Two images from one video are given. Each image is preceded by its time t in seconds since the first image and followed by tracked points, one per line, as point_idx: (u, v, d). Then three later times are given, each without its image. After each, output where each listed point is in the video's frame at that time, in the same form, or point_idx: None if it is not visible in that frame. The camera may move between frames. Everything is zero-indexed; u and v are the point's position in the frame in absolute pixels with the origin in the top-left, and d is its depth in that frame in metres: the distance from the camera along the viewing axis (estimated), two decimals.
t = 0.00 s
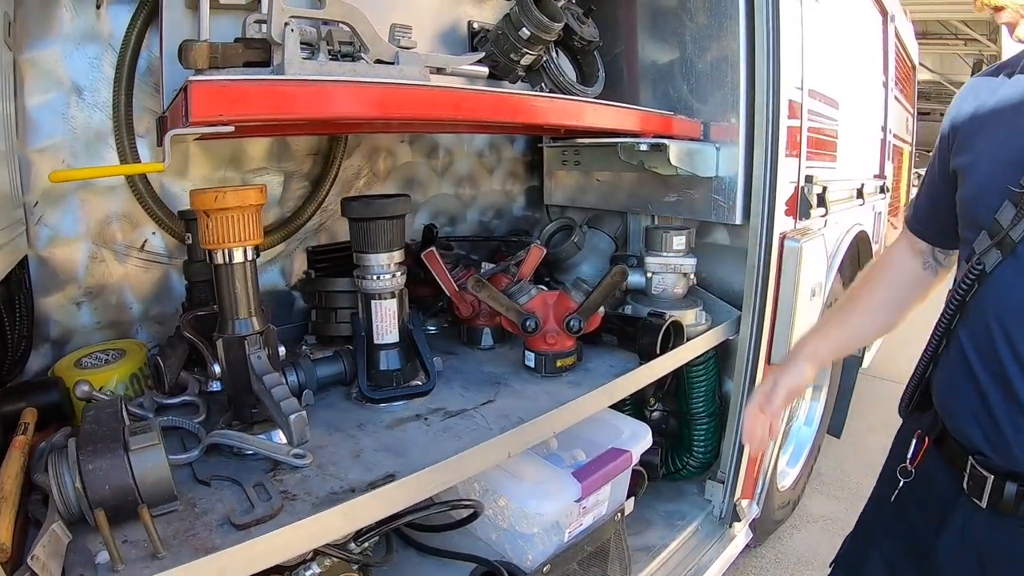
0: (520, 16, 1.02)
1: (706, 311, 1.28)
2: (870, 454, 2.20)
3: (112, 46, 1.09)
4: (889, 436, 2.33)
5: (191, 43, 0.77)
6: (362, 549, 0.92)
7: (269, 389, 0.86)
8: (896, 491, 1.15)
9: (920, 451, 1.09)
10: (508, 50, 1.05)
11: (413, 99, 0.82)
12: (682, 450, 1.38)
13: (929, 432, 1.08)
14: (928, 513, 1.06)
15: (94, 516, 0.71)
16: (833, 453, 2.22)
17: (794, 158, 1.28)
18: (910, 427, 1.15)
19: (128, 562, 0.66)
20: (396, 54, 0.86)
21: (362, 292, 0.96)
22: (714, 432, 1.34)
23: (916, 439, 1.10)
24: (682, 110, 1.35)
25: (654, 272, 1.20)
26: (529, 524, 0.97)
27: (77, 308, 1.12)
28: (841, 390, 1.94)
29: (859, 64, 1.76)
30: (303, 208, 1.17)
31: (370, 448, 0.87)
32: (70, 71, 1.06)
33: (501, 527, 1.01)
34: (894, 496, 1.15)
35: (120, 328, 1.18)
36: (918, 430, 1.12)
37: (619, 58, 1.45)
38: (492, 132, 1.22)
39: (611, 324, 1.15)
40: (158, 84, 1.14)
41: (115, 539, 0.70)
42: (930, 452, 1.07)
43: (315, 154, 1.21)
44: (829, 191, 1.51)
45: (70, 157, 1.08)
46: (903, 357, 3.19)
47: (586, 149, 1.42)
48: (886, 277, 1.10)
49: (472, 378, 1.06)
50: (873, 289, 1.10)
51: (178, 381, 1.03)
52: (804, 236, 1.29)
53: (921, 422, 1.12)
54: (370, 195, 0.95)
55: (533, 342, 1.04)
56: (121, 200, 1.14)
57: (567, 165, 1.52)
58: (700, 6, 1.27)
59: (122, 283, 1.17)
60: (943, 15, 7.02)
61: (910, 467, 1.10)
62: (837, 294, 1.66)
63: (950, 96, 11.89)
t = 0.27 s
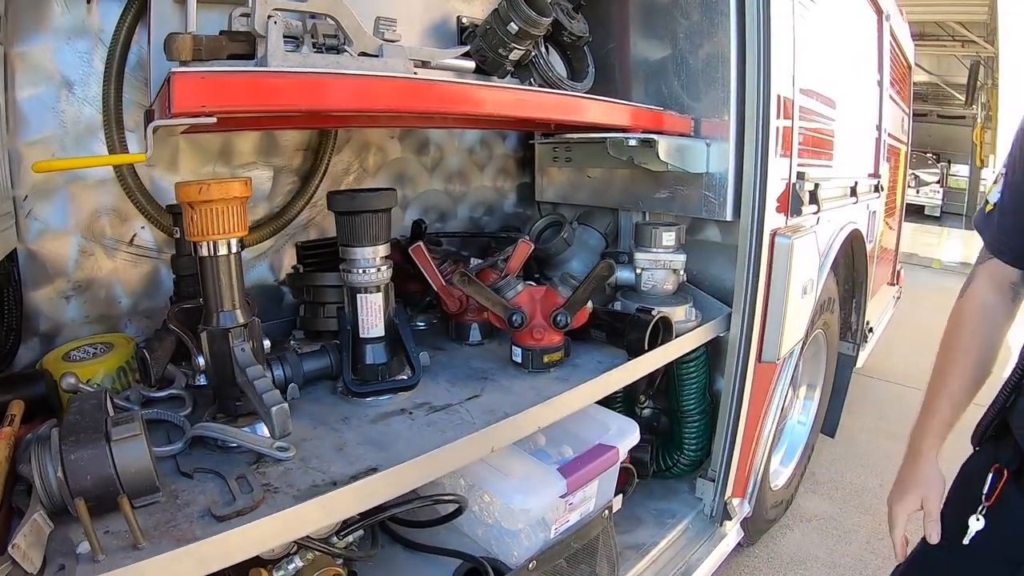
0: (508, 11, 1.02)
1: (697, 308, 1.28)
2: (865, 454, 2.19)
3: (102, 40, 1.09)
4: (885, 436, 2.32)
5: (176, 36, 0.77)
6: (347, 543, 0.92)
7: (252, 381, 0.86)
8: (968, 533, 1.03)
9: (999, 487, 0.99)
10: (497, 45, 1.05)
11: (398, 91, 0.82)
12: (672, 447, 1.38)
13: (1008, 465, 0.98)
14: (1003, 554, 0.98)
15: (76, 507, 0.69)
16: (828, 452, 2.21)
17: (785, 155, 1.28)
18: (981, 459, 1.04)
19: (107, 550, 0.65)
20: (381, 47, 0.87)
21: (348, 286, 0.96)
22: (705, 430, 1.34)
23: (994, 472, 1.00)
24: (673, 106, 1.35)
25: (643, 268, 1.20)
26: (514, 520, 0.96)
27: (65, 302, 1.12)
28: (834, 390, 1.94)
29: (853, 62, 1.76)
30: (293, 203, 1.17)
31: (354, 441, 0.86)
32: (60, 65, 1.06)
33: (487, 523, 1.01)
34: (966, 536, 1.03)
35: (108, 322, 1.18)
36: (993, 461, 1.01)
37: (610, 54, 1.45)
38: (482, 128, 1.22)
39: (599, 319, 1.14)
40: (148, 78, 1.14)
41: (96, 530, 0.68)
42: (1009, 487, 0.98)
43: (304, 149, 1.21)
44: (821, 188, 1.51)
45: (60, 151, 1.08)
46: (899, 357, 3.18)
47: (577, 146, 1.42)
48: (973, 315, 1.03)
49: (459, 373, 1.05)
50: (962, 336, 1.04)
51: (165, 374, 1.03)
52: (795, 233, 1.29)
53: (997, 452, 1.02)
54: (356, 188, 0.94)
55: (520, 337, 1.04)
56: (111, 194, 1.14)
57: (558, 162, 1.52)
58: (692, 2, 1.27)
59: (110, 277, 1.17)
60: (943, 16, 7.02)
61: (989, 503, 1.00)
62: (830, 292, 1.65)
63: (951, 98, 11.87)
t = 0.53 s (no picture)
0: (497, 14, 1.03)
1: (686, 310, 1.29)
2: (860, 457, 2.19)
3: (98, 42, 1.11)
4: (880, 439, 2.32)
5: (168, 40, 0.78)
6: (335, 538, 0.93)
7: (242, 378, 0.87)
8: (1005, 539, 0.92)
9: None
10: (486, 48, 1.06)
11: (387, 95, 0.83)
12: (662, 448, 1.39)
13: None
14: None
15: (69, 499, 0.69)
16: (823, 455, 2.21)
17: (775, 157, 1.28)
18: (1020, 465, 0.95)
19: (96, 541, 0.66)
20: (368, 51, 0.88)
21: (337, 285, 0.97)
22: (693, 431, 1.35)
23: None
24: (664, 109, 1.36)
25: (632, 269, 1.21)
26: (499, 518, 0.97)
27: (61, 299, 1.14)
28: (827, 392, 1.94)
29: (847, 66, 1.77)
30: (287, 203, 1.19)
31: (341, 438, 0.87)
32: (57, 66, 1.08)
33: (473, 520, 1.02)
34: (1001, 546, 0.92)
35: (103, 320, 1.19)
36: None
37: (603, 57, 1.46)
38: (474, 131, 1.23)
39: (587, 320, 1.15)
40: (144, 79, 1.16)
41: (87, 521, 0.69)
42: None
43: (297, 149, 1.23)
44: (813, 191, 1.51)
45: (56, 151, 1.10)
46: (896, 360, 3.18)
47: (569, 148, 1.44)
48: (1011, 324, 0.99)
49: (448, 372, 1.06)
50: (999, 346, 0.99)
51: (158, 371, 1.04)
52: (785, 236, 1.29)
53: None
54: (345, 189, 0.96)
55: (508, 337, 1.05)
56: (106, 193, 1.16)
57: (551, 164, 1.53)
58: (684, 6, 1.28)
59: (106, 275, 1.18)
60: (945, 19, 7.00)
61: None
62: (823, 295, 1.66)
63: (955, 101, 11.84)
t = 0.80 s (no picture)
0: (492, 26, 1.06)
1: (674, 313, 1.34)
2: (852, 462, 2.21)
3: (108, 47, 1.15)
4: (872, 444, 2.34)
5: (178, 52, 0.83)
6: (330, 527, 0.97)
7: (243, 371, 0.91)
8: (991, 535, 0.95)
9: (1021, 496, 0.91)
10: (482, 59, 1.10)
11: (384, 105, 0.87)
12: (650, 449, 1.42)
13: None
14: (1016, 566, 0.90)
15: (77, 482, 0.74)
16: (814, 459, 2.24)
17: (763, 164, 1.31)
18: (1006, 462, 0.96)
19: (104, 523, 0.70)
20: (366, 63, 0.92)
21: (336, 284, 1.01)
22: (681, 432, 1.38)
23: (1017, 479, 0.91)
24: (656, 117, 1.39)
25: (621, 273, 1.24)
26: (486, 510, 1.01)
27: (69, 294, 1.18)
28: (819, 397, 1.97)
29: (841, 75, 1.79)
30: (289, 204, 1.23)
31: (336, 430, 0.91)
32: (68, 71, 1.12)
33: (462, 513, 1.06)
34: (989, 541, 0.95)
35: (109, 315, 1.24)
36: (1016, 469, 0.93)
37: (598, 65, 1.50)
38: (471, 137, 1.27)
39: (576, 322, 1.19)
40: (151, 84, 1.20)
41: (95, 504, 0.73)
42: None
43: (299, 153, 1.27)
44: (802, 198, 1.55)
45: (66, 152, 1.14)
46: (891, 367, 3.20)
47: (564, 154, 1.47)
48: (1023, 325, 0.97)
49: (440, 370, 1.10)
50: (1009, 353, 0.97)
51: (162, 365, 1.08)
52: (772, 242, 1.33)
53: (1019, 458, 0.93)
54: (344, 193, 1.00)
55: (499, 337, 1.09)
56: (114, 193, 1.20)
57: (546, 169, 1.57)
58: (678, 17, 1.31)
59: (112, 272, 1.22)
60: (950, 27, 7.01)
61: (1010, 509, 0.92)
62: (813, 300, 1.69)
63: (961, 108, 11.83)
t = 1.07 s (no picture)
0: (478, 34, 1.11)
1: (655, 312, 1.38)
2: (843, 466, 2.23)
3: (113, 50, 1.21)
4: (864, 449, 2.35)
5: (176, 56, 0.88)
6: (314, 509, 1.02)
7: (234, 357, 0.96)
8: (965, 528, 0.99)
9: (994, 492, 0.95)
10: (468, 65, 1.14)
11: (372, 109, 0.91)
12: (633, 446, 1.46)
13: (1006, 471, 0.93)
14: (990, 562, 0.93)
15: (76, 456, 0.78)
16: (805, 463, 2.25)
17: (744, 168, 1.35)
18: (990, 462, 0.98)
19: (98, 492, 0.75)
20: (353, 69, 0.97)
21: (324, 278, 1.06)
22: (662, 429, 1.42)
23: (995, 477, 0.95)
24: (643, 121, 1.43)
25: (604, 272, 1.28)
26: (463, 496, 1.05)
27: (72, 285, 1.24)
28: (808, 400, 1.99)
29: (831, 82, 1.82)
30: (284, 201, 1.28)
31: (321, 415, 0.96)
32: (75, 72, 1.18)
33: (441, 499, 1.10)
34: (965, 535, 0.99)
35: (110, 305, 1.29)
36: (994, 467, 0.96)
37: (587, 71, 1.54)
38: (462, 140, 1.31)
39: (557, 318, 1.23)
40: (154, 85, 1.26)
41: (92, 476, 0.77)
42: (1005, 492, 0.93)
43: (295, 152, 1.32)
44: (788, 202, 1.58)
45: (72, 148, 1.20)
46: (888, 373, 3.21)
47: (553, 157, 1.51)
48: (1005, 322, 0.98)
49: (424, 362, 1.15)
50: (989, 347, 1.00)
51: (159, 352, 1.13)
52: (753, 244, 1.36)
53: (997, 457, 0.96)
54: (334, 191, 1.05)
55: (481, 331, 1.13)
56: (117, 189, 1.26)
57: (535, 171, 1.61)
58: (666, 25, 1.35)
59: (114, 265, 1.28)
60: (961, 36, 6.99)
61: (985, 505, 0.96)
62: (801, 303, 1.71)
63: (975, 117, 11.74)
